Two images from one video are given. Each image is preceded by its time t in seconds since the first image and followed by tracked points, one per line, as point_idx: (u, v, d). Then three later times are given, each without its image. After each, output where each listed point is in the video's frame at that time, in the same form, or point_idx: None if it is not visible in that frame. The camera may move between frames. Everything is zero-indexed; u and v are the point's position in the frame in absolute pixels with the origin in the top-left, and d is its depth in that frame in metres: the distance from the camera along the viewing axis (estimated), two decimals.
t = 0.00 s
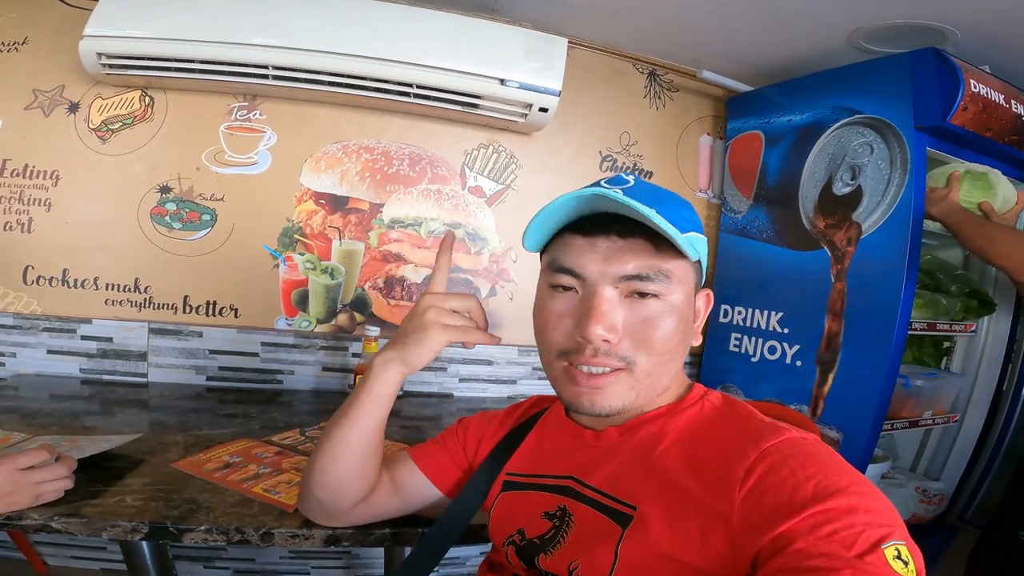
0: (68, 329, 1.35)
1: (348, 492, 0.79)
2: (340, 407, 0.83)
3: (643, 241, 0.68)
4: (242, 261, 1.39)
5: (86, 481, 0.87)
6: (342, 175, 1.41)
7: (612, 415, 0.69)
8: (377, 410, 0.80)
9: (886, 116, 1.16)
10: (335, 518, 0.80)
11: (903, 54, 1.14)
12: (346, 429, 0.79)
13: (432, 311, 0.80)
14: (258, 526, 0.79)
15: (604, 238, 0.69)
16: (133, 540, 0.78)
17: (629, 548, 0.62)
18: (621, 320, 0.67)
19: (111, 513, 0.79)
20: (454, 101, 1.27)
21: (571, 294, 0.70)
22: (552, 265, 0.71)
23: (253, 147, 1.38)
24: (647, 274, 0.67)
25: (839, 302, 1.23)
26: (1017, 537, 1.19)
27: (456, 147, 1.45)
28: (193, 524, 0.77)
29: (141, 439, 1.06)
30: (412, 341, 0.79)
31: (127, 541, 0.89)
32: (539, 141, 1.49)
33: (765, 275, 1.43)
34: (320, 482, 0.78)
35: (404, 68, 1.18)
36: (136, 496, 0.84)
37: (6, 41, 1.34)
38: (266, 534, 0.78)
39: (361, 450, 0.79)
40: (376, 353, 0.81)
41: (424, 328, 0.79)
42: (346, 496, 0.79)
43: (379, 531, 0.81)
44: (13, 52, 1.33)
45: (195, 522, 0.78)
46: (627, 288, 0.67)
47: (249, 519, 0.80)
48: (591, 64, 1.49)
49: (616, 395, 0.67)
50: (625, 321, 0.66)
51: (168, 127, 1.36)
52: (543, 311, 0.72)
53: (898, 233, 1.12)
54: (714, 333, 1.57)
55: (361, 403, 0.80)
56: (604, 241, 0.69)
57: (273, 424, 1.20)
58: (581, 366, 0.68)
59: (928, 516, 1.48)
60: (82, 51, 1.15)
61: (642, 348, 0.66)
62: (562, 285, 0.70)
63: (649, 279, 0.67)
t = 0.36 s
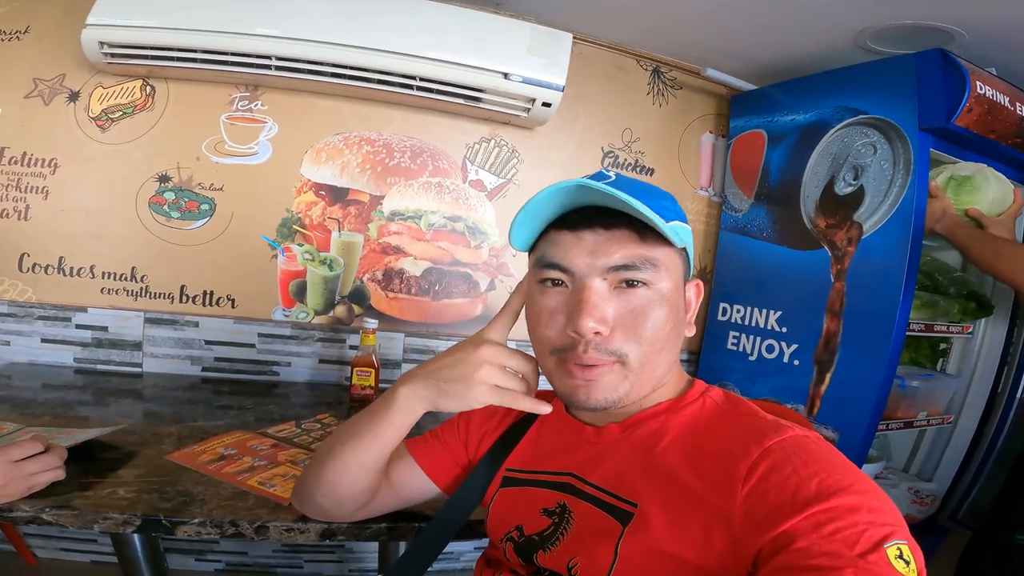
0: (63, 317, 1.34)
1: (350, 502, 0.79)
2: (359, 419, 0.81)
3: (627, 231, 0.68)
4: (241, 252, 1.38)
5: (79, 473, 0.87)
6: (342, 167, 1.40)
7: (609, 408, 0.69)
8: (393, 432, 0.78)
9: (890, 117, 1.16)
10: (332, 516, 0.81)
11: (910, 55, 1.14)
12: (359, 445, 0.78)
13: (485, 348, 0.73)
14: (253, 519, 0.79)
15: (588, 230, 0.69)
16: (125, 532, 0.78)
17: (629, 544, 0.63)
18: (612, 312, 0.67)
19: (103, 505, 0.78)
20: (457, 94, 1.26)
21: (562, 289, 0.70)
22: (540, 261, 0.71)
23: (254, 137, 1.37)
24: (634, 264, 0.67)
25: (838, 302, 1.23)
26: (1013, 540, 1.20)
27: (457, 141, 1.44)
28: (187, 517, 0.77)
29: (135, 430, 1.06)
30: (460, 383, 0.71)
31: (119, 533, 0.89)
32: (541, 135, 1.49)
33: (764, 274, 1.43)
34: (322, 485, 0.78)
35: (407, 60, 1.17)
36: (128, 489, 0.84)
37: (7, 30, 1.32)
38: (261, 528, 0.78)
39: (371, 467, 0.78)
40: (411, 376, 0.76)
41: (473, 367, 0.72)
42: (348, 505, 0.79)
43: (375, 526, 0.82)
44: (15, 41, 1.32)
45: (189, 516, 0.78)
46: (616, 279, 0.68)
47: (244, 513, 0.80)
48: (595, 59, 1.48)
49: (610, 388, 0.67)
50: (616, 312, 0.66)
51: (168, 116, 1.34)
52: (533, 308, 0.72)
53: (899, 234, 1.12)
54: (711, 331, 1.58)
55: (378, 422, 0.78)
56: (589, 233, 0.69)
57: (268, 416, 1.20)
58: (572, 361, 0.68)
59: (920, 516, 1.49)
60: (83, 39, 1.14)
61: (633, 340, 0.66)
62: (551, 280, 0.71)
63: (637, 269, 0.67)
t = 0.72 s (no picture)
0: (62, 312, 1.34)
1: (353, 503, 0.80)
2: (373, 425, 0.81)
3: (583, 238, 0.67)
4: (241, 248, 1.38)
5: (78, 468, 0.87)
6: (343, 164, 1.40)
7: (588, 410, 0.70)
8: (410, 443, 0.78)
9: (892, 118, 1.16)
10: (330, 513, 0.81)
11: (913, 56, 1.15)
12: (373, 451, 0.78)
13: (488, 344, 0.75)
14: (250, 515, 0.79)
15: (548, 238, 0.69)
16: (122, 528, 0.78)
17: (629, 542, 0.63)
18: (576, 317, 0.67)
19: (101, 500, 0.79)
20: (460, 92, 1.26)
21: (534, 295, 0.71)
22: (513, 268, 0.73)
23: (256, 133, 1.37)
24: (594, 271, 0.66)
25: (837, 303, 1.24)
26: (1010, 542, 1.21)
27: (459, 138, 1.44)
28: (184, 512, 0.78)
29: (133, 425, 1.06)
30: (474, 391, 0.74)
31: (115, 529, 0.89)
32: (542, 134, 1.49)
33: (763, 274, 1.44)
34: (329, 486, 0.78)
35: (410, 58, 1.16)
36: (126, 484, 0.84)
37: (11, 25, 1.31)
38: (259, 524, 0.79)
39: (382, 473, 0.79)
40: (432, 390, 0.78)
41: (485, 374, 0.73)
42: (350, 506, 0.80)
43: (374, 523, 0.82)
44: (18, 36, 1.31)
45: (187, 511, 0.78)
46: (580, 285, 0.67)
47: (241, 508, 0.80)
48: (597, 58, 1.48)
49: (578, 392, 0.67)
50: (580, 318, 0.67)
51: (170, 111, 1.34)
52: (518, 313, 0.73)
53: (898, 236, 1.13)
54: (710, 331, 1.58)
55: (396, 431, 0.78)
56: (549, 241, 0.69)
57: (267, 412, 1.20)
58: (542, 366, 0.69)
59: (916, 517, 1.50)
60: (87, 34, 1.14)
61: (597, 345, 0.66)
62: (525, 286, 0.72)
63: (598, 274, 0.66)
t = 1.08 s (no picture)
0: (64, 311, 1.34)
1: (354, 501, 0.80)
2: (373, 424, 0.82)
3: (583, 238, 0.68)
4: (243, 248, 1.39)
5: (78, 466, 0.87)
6: (345, 165, 1.40)
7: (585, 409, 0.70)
8: (411, 440, 0.79)
9: (892, 121, 1.17)
10: (331, 511, 0.81)
11: (913, 59, 1.15)
12: (373, 449, 0.79)
13: (484, 341, 0.76)
14: (251, 513, 0.80)
15: (547, 240, 0.69)
16: (123, 526, 0.78)
17: (628, 542, 0.64)
18: (575, 319, 0.67)
19: (102, 498, 0.79)
20: (461, 94, 1.27)
21: (532, 296, 0.71)
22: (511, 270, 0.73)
23: (258, 134, 1.37)
24: (592, 272, 0.67)
25: (837, 305, 1.24)
26: (1009, 542, 1.21)
27: (460, 140, 1.45)
28: (186, 510, 0.78)
29: (134, 424, 1.06)
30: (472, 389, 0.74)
31: (116, 527, 0.90)
32: (543, 136, 1.49)
33: (763, 276, 1.44)
34: (330, 485, 0.78)
35: (412, 59, 1.17)
36: (127, 482, 0.84)
37: (16, 25, 1.32)
38: (260, 522, 0.79)
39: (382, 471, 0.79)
40: (431, 389, 0.78)
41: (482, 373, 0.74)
42: (352, 505, 0.80)
43: (374, 522, 0.82)
44: (23, 35, 1.32)
45: (188, 509, 0.78)
46: (578, 286, 0.68)
47: (242, 507, 0.81)
48: (599, 60, 1.49)
49: (575, 393, 0.68)
50: (578, 320, 0.67)
51: (173, 112, 1.35)
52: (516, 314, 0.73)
53: (898, 238, 1.13)
54: (710, 333, 1.58)
55: (396, 429, 0.79)
56: (548, 243, 0.69)
57: (267, 412, 1.21)
58: (540, 367, 0.69)
59: (914, 519, 1.51)
60: (92, 34, 1.15)
61: (595, 346, 0.67)
62: (523, 289, 0.72)
63: (596, 276, 0.66)
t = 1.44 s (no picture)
0: (64, 309, 1.34)
1: (353, 501, 0.80)
2: (374, 424, 0.82)
3: (598, 236, 0.68)
4: (243, 246, 1.39)
5: (78, 464, 0.88)
6: (346, 164, 1.40)
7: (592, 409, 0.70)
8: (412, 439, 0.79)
9: (893, 122, 1.17)
10: (330, 510, 0.81)
11: (914, 60, 1.15)
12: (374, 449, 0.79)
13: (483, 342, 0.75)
14: (250, 512, 0.80)
15: (560, 237, 0.69)
16: (122, 524, 0.78)
17: (626, 543, 0.64)
18: (587, 318, 0.67)
19: (101, 496, 0.79)
20: (462, 93, 1.27)
21: (540, 294, 0.71)
22: (519, 268, 0.72)
23: (259, 132, 1.37)
24: (606, 270, 0.67)
25: (836, 305, 1.24)
26: (1008, 542, 1.21)
27: (461, 139, 1.45)
28: (185, 509, 0.78)
29: (133, 423, 1.06)
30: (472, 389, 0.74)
31: (114, 525, 0.90)
32: (544, 135, 1.49)
33: (763, 277, 1.44)
34: (331, 485, 0.78)
35: (414, 58, 1.17)
36: (127, 481, 0.84)
37: (17, 23, 1.32)
38: (259, 521, 0.79)
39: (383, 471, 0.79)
40: (429, 390, 0.78)
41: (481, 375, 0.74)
42: (351, 504, 0.80)
43: (373, 521, 0.82)
44: (24, 34, 1.32)
45: (187, 508, 0.78)
46: (590, 285, 0.67)
47: (241, 505, 0.81)
48: (599, 60, 1.49)
49: (585, 392, 0.68)
50: (590, 318, 0.67)
51: (174, 110, 1.35)
52: (518, 313, 0.73)
53: (897, 239, 1.13)
54: (710, 333, 1.58)
55: (397, 429, 0.79)
56: (561, 240, 0.69)
57: (267, 410, 1.21)
58: (549, 366, 0.69)
59: (913, 519, 1.51)
60: (94, 33, 1.15)
61: (607, 344, 0.67)
62: (531, 286, 0.71)
63: (609, 275, 0.67)
